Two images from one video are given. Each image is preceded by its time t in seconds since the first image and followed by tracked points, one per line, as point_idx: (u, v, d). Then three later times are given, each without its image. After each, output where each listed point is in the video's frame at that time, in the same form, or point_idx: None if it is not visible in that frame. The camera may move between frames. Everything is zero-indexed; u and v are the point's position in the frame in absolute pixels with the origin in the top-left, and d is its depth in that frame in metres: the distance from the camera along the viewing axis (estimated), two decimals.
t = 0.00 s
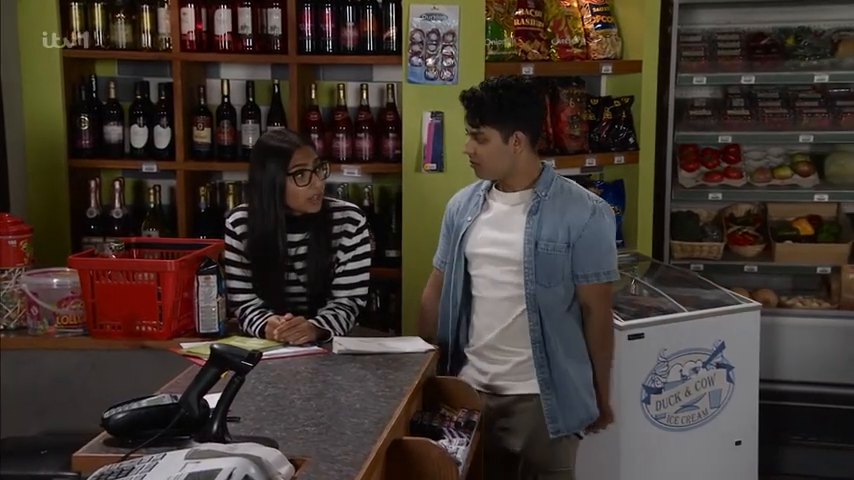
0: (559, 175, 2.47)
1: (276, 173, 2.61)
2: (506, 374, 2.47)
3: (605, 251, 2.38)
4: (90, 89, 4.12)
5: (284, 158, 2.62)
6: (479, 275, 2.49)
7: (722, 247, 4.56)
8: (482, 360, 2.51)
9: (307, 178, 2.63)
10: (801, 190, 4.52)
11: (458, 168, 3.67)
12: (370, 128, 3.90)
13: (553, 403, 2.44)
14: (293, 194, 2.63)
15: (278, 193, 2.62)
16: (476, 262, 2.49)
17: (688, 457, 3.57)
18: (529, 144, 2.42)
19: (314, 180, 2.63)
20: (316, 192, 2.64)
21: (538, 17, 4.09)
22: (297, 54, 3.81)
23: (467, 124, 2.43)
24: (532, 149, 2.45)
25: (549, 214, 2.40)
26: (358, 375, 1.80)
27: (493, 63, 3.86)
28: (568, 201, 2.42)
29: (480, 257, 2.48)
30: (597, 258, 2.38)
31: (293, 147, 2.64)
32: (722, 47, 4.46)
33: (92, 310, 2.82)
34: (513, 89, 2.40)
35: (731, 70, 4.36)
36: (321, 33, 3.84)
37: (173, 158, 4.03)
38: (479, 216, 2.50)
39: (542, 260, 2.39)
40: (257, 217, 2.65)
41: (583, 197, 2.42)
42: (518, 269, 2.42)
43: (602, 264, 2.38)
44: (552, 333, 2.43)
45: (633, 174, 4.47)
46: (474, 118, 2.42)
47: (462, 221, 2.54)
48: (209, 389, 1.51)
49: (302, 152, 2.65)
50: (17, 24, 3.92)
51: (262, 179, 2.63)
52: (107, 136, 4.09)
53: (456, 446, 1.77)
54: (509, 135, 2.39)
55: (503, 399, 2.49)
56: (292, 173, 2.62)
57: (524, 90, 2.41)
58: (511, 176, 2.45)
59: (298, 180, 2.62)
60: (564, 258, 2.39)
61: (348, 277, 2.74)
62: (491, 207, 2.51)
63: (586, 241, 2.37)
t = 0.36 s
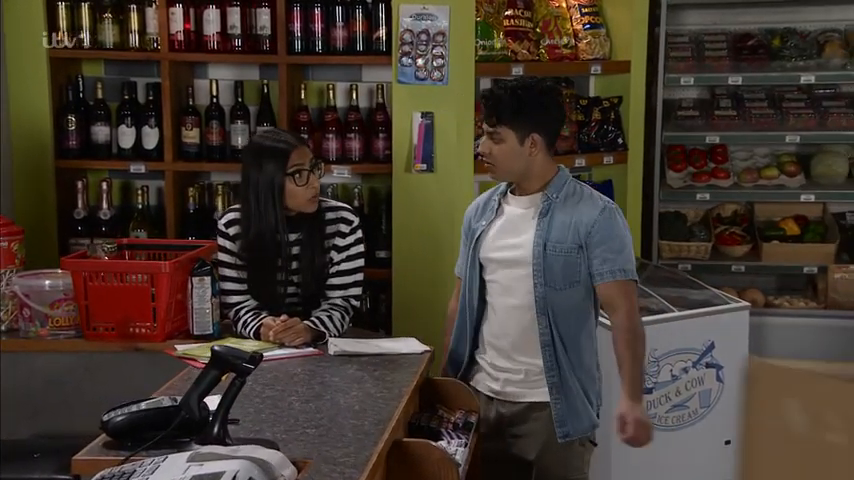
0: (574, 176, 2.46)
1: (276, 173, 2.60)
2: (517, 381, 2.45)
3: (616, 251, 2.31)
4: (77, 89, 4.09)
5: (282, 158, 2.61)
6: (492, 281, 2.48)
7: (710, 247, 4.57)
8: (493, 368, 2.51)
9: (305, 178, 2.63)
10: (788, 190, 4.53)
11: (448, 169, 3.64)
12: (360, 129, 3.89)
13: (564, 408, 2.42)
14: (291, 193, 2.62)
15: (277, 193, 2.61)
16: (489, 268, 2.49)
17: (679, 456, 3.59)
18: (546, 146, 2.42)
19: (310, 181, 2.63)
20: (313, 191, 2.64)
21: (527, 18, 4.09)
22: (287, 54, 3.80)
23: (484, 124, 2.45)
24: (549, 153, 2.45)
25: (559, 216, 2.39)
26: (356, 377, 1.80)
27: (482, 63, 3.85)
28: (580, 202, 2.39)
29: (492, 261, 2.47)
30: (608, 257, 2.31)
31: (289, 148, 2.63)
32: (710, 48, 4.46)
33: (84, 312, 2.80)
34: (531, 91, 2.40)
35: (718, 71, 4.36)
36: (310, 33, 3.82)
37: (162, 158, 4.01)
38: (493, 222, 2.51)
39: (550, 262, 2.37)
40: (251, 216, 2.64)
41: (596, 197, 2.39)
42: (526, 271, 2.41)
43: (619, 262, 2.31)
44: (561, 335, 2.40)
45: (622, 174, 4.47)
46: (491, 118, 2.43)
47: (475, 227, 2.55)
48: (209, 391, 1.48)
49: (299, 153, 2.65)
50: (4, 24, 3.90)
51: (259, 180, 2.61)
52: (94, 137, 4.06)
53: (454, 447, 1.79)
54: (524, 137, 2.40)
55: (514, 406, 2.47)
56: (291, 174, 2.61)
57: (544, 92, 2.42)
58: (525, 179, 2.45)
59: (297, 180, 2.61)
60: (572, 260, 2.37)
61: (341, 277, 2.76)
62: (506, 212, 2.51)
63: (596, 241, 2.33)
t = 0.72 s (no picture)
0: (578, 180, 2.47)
1: (272, 175, 2.60)
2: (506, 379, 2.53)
3: (597, 263, 2.36)
4: (64, 89, 4.06)
5: (278, 159, 2.61)
6: (491, 277, 2.58)
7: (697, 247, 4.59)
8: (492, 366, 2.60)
9: (300, 181, 2.63)
10: (776, 190, 4.55)
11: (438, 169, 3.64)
12: (350, 129, 3.88)
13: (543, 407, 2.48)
14: (286, 196, 2.63)
15: (272, 194, 2.62)
16: (489, 264, 2.59)
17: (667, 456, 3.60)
18: (547, 149, 2.47)
19: (307, 183, 2.64)
20: (308, 193, 2.64)
21: (516, 18, 4.09)
22: (276, 54, 3.79)
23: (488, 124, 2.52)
24: (552, 154, 2.50)
25: (550, 221, 2.44)
26: (353, 378, 1.79)
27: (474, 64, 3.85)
28: (573, 208, 2.42)
29: (491, 259, 2.57)
30: (591, 269, 2.36)
31: (286, 150, 2.63)
32: (697, 49, 4.47)
33: (77, 313, 2.78)
34: (533, 92, 2.46)
35: (706, 71, 4.37)
36: (300, 33, 3.82)
37: (150, 159, 3.98)
38: (496, 219, 2.60)
39: (537, 267, 2.44)
40: (246, 217, 2.65)
41: (592, 203, 2.41)
42: (516, 273, 2.49)
43: (602, 276, 2.36)
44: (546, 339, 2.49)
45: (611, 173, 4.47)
46: (494, 119, 2.50)
47: (482, 223, 2.65)
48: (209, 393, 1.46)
49: (296, 155, 2.65)
50: None
51: (254, 181, 2.61)
52: (82, 137, 4.03)
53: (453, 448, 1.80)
54: (525, 138, 2.45)
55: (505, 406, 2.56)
56: (286, 176, 2.61)
57: (545, 93, 2.47)
58: (528, 180, 2.49)
59: (292, 183, 2.61)
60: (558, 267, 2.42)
61: (335, 279, 2.75)
62: (507, 211, 2.59)
63: (578, 252, 2.38)
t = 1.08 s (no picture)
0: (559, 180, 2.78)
1: (267, 175, 2.66)
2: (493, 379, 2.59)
3: (584, 260, 2.60)
4: (49, 89, 4.03)
5: (272, 159, 2.68)
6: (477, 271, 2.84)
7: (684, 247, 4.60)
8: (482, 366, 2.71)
9: (295, 180, 2.70)
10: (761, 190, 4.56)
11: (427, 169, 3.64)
12: (338, 128, 3.86)
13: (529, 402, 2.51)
14: (282, 194, 2.70)
15: (269, 194, 2.68)
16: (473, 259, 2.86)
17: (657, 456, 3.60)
18: (527, 150, 2.80)
19: (301, 182, 2.71)
20: (302, 191, 2.72)
21: (503, 18, 4.09)
22: (263, 54, 3.78)
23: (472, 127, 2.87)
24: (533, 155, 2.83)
25: (536, 220, 2.72)
26: (348, 378, 1.79)
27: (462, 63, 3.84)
28: (559, 208, 2.71)
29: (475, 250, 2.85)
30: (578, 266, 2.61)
31: (281, 149, 2.71)
32: (682, 49, 4.47)
33: (68, 314, 2.78)
34: (511, 97, 2.83)
35: (692, 71, 4.38)
36: (287, 33, 3.81)
37: (136, 159, 3.96)
38: (477, 216, 2.89)
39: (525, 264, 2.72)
40: (240, 216, 2.70)
41: (576, 203, 2.70)
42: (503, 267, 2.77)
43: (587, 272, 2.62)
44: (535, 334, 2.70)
45: (598, 172, 4.47)
46: (476, 122, 2.85)
47: (462, 221, 2.93)
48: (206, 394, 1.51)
49: (290, 155, 2.73)
50: None
51: (249, 181, 2.67)
52: (67, 137, 4.00)
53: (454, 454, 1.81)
54: (508, 140, 2.80)
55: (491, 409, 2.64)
56: (282, 175, 2.68)
57: (522, 100, 2.83)
58: (511, 179, 2.81)
59: (287, 181, 2.69)
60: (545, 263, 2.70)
61: (327, 279, 2.82)
62: (488, 208, 2.89)
63: (565, 250, 2.65)
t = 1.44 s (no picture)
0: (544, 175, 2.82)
1: (259, 175, 2.66)
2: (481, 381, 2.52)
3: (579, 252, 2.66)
4: (31, 89, 3.99)
5: (262, 159, 2.67)
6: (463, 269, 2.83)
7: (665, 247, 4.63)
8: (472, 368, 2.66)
9: (287, 178, 2.70)
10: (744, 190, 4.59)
11: (413, 168, 3.65)
12: (323, 129, 3.85)
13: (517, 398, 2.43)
14: (273, 195, 2.69)
15: (260, 194, 2.67)
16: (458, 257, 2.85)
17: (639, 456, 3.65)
18: (511, 145, 2.82)
19: (292, 180, 2.70)
20: (293, 191, 2.71)
21: (488, 18, 4.09)
22: (248, 54, 3.76)
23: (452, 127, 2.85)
24: (516, 150, 2.85)
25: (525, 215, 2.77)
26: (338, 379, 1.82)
27: (448, 64, 3.84)
28: (547, 203, 2.76)
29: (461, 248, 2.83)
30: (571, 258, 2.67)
31: (272, 149, 2.70)
32: (666, 49, 4.47)
33: (55, 316, 2.77)
34: (491, 95, 2.81)
35: (676, 72, 4.38)
36: (272, 32, 3.79)
37: (120, 159, 3.93)
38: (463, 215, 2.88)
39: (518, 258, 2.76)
40: (230, 216, 2.69)
41: (564, 198, 2.76)
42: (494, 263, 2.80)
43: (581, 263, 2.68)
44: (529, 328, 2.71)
45: (583, 172, 4.47)
46: (457, 122, 2.84)
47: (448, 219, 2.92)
48: (199, 394, 1.50)
49: (281, 155, 2.72)
50: None
51: (240, 181, 2.66)
52: (49, 137, 3.97)
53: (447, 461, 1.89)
54: (491, 137, 2.80)
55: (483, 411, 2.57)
56: (273, 174, 2.68)
57: (502, 98, 2.82)
58: (495, 177, 2.85)
59: (279, 180, 2.68)
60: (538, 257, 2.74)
61: (317, 280, 2.82)
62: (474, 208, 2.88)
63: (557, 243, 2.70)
